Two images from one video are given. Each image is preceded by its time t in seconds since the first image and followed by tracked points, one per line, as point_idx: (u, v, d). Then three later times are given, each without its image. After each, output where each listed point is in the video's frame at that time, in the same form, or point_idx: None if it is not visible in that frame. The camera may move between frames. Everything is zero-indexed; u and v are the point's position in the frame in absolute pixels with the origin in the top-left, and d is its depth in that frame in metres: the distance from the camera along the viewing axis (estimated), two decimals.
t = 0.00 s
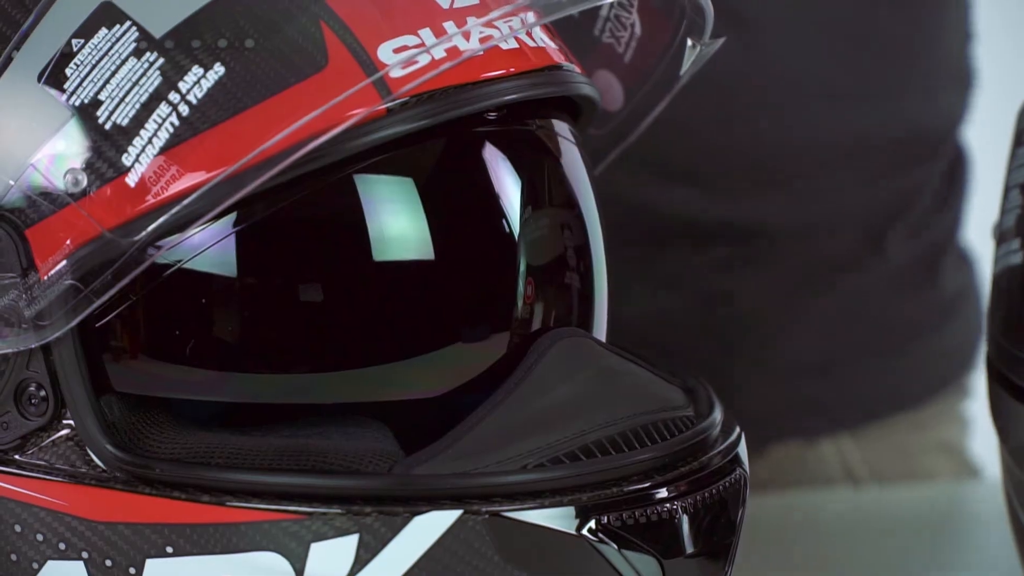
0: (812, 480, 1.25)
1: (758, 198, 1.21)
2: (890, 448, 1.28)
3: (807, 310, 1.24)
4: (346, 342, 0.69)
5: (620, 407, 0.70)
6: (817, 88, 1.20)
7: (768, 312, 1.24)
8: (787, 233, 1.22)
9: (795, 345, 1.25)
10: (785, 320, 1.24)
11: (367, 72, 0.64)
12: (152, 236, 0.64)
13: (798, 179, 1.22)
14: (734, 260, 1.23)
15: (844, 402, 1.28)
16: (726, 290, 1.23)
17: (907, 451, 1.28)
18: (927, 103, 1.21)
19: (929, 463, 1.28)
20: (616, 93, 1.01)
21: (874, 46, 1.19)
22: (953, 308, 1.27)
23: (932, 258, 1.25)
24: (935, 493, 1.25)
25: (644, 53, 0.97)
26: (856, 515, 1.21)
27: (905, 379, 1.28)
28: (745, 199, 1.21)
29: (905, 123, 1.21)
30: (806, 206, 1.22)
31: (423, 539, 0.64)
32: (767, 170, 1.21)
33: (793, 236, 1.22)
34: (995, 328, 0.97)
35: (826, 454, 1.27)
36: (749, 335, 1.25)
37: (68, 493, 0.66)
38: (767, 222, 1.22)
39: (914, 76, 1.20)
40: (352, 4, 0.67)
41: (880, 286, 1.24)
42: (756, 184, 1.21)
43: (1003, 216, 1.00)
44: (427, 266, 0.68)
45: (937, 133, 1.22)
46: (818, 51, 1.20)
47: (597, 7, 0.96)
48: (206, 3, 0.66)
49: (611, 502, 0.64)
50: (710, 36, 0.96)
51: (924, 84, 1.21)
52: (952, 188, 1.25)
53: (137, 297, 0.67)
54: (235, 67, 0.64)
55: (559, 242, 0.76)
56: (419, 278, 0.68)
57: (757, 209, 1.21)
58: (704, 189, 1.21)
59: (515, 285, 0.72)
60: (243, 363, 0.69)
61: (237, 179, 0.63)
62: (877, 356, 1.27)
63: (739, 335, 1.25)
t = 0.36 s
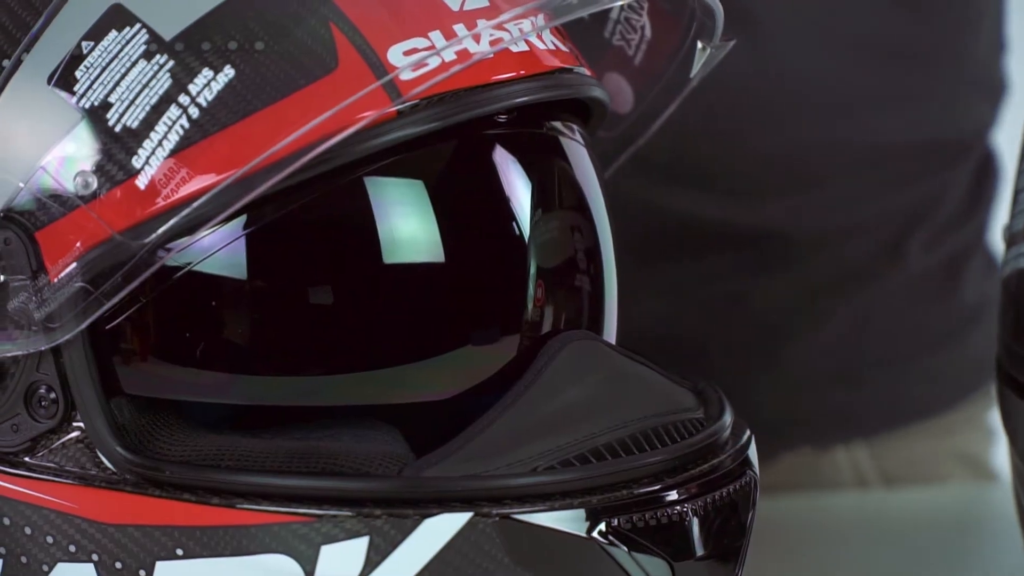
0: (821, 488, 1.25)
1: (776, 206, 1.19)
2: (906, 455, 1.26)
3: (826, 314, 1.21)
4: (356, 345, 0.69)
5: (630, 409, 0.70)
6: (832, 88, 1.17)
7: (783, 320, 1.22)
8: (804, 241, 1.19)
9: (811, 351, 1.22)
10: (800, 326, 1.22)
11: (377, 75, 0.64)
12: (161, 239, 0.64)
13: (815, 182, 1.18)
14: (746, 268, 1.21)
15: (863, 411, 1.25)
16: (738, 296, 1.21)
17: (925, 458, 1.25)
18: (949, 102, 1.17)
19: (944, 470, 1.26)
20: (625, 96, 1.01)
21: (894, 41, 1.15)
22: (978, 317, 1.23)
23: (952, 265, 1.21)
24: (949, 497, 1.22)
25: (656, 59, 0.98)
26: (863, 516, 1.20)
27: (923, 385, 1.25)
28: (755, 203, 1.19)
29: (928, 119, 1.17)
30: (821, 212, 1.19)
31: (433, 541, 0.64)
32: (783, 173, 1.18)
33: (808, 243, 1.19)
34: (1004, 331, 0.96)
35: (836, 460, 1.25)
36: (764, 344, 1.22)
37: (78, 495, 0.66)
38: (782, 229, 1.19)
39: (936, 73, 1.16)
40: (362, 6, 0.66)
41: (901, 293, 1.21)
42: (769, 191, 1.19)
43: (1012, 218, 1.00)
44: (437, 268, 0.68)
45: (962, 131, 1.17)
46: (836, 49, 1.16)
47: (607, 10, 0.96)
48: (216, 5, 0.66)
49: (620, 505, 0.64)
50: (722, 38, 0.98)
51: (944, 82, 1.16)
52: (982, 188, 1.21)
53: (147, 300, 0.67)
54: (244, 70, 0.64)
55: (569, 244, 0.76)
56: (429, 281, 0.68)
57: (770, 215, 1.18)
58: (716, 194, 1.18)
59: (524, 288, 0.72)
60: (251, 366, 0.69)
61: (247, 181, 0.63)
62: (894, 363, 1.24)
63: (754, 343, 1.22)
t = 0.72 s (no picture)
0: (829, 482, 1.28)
1: (788, 206, 1.20)
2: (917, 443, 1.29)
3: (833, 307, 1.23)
4: (378, 346, 0.69)
5: (652, 411, 0.70)
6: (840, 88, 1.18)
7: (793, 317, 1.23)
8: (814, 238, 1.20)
9: (820, 345, 1.24)
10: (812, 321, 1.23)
11: (399, 78, 0.64)
12: (184, 240, 0.64)
13: (824, 179, 1.20)
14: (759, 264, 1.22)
15: (871, 404, 1.26)
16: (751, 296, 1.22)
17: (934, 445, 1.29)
18: (955, 104, 1.19)
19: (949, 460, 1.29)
20: (647, 97, 0.98)
21: (900, 43, 1.18)
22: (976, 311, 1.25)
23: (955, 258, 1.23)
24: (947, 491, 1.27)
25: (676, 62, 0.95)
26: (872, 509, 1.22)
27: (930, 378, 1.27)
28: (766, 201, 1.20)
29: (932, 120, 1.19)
30: (830, 210, 1.20)
31: (455, 543, 0.64)
32: (790, 172, 1.20)
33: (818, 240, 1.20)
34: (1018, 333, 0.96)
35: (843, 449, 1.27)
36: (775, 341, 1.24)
37: (101, 497, 0.66)
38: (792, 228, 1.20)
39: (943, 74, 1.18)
40: (385, 8, 0.66)
41: (907, 287, 1.23)
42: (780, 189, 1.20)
43: None
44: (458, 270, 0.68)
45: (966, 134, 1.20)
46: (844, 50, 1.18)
47: (628, 12, 0.90)
48: (238, 7, 0.66)
49: (643, 507, 0.64)
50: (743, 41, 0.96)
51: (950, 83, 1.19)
52: (983, 184, 1.22)
53: (169, 301, 0.67)
54: (267, 72, 0.64)
55: (590, 246, 0.76)
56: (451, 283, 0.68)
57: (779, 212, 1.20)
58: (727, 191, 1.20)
59: (546, 291, 0.73)
60: (274, 367, 0.69)
61: (269, 183, 0.63)
62: (900, 356, 1.26)
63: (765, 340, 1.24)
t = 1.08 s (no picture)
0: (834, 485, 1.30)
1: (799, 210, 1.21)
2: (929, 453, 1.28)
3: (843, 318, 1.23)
4: (404, 347, 0.68)
5: (678, 413, 0.70)
6: (851, 99, 1.19)
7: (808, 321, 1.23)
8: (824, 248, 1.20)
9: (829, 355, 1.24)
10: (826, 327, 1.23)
11: (427, 78, 0.64)
12: (212, 241, 0.64)
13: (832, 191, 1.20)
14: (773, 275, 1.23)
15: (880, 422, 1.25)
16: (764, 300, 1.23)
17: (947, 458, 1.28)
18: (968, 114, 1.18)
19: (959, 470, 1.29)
20: (676, 100, 0.97)
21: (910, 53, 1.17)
22: (992, 326, 1.25)
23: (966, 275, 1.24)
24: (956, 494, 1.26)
25: (704, 67, 0.95)
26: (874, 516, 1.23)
27: (946, 394, 1.25)
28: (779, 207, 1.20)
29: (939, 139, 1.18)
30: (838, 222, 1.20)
31: (483, 544, 0.64)
32: (798, 183, 1.19)
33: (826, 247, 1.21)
34: None
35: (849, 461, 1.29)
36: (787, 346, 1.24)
37: (127, 498, 0.66)
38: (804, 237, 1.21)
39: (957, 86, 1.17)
40: (413, 9, 0.66)
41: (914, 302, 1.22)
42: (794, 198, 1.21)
43: None
44: (485, 271, 0.68)
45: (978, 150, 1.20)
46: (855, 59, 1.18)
47: (656, 14, 0.91)
48: (265, 8, 0.66)
49: (670, 508, 0.64)
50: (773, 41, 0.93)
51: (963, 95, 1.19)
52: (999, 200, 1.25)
53: (196, 302, 0.67)
54: (295, 72, 0.64)
55: (619, 248, 0.75)
56: (478, 284, 0.68)
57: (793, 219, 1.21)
58: (738, 195, 1.21)
59: (575, 291, 0.72)
60: (301, 368, 0.69)
61: (297, 183, 0.63)
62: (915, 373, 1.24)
63: (776, 344, 1.24)
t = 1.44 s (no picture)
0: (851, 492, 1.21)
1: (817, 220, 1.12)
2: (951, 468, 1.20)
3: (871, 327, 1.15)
4: (427, 348, 0.69)
5: (699, 413, 0.70)
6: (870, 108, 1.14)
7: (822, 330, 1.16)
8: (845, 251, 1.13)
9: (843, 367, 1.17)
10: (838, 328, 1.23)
11: (449, 79, 0.64)
12: (234, 242, 0.64)
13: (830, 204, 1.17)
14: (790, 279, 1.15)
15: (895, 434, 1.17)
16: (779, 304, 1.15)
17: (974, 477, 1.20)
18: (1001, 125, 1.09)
19: (981, 484, 1.19)
20: (697, 100, 0.96)
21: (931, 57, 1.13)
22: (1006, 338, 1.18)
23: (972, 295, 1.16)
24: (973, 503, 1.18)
25: (726, 69, 0.93)
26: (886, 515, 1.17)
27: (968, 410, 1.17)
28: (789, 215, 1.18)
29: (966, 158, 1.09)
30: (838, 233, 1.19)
31: (505, 545, 0.64)
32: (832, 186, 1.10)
33: (841, 260, 1.13)
34: None
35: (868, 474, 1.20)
36: (786, 357, 1.16)
37: (149, 499, 0.66)
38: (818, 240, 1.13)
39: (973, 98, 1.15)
40: (436, 10, 0.66)
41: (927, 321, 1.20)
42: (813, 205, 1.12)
43: None
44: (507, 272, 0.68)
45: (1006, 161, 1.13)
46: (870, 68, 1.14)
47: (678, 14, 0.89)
48: (287, 8, 0.66)
49: (692, 509, 0.64)
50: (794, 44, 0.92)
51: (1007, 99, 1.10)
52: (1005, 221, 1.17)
53: (218, 303, 0.67)
54: (317, 73, 0.64)
55: (641, 248, 0.76)
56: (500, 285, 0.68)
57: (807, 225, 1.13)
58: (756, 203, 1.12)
59: (597, 292, 0.73)
60: (323, 369, 0.69)
61: (319, 185, 0.63)
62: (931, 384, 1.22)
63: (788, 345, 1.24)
